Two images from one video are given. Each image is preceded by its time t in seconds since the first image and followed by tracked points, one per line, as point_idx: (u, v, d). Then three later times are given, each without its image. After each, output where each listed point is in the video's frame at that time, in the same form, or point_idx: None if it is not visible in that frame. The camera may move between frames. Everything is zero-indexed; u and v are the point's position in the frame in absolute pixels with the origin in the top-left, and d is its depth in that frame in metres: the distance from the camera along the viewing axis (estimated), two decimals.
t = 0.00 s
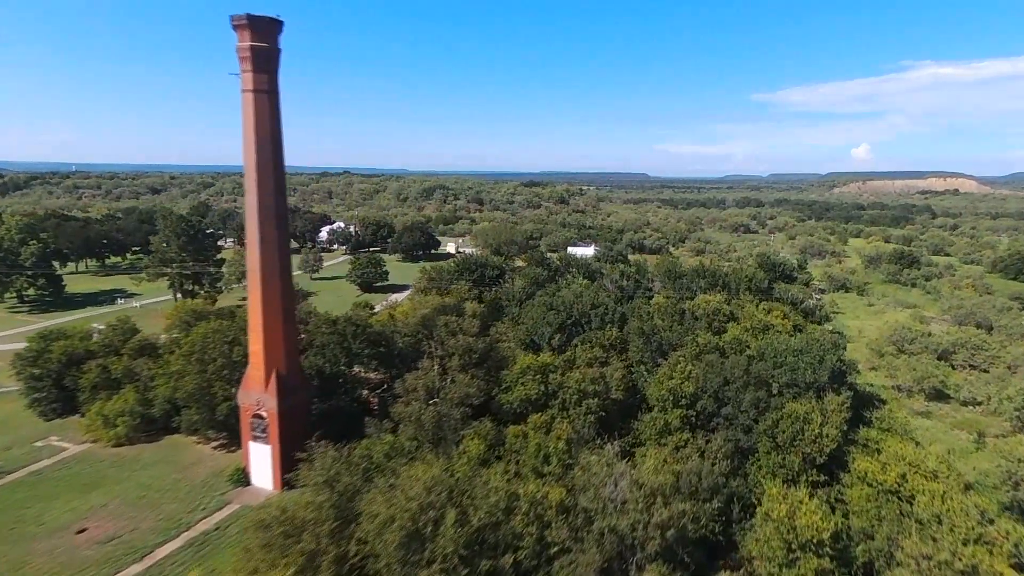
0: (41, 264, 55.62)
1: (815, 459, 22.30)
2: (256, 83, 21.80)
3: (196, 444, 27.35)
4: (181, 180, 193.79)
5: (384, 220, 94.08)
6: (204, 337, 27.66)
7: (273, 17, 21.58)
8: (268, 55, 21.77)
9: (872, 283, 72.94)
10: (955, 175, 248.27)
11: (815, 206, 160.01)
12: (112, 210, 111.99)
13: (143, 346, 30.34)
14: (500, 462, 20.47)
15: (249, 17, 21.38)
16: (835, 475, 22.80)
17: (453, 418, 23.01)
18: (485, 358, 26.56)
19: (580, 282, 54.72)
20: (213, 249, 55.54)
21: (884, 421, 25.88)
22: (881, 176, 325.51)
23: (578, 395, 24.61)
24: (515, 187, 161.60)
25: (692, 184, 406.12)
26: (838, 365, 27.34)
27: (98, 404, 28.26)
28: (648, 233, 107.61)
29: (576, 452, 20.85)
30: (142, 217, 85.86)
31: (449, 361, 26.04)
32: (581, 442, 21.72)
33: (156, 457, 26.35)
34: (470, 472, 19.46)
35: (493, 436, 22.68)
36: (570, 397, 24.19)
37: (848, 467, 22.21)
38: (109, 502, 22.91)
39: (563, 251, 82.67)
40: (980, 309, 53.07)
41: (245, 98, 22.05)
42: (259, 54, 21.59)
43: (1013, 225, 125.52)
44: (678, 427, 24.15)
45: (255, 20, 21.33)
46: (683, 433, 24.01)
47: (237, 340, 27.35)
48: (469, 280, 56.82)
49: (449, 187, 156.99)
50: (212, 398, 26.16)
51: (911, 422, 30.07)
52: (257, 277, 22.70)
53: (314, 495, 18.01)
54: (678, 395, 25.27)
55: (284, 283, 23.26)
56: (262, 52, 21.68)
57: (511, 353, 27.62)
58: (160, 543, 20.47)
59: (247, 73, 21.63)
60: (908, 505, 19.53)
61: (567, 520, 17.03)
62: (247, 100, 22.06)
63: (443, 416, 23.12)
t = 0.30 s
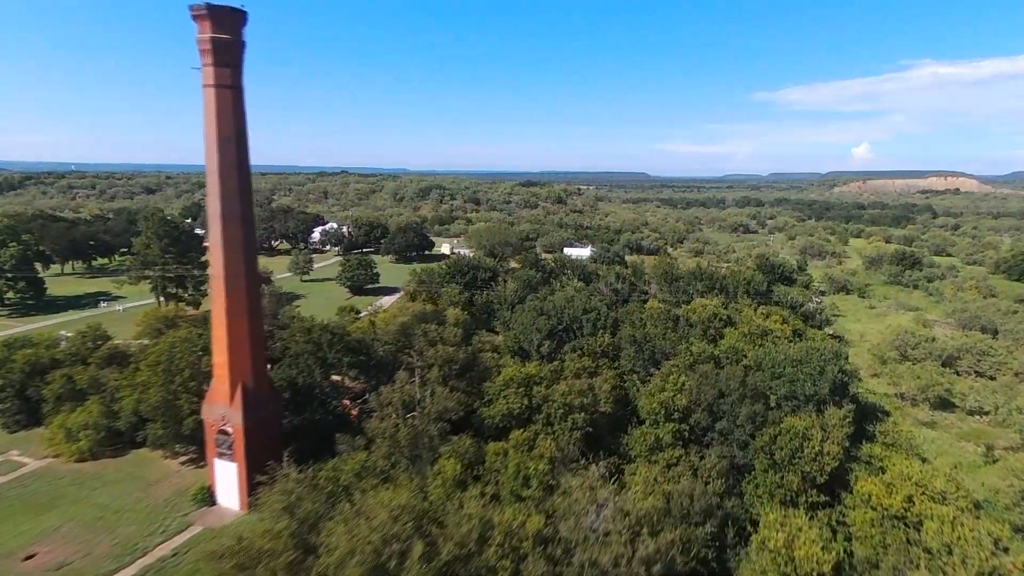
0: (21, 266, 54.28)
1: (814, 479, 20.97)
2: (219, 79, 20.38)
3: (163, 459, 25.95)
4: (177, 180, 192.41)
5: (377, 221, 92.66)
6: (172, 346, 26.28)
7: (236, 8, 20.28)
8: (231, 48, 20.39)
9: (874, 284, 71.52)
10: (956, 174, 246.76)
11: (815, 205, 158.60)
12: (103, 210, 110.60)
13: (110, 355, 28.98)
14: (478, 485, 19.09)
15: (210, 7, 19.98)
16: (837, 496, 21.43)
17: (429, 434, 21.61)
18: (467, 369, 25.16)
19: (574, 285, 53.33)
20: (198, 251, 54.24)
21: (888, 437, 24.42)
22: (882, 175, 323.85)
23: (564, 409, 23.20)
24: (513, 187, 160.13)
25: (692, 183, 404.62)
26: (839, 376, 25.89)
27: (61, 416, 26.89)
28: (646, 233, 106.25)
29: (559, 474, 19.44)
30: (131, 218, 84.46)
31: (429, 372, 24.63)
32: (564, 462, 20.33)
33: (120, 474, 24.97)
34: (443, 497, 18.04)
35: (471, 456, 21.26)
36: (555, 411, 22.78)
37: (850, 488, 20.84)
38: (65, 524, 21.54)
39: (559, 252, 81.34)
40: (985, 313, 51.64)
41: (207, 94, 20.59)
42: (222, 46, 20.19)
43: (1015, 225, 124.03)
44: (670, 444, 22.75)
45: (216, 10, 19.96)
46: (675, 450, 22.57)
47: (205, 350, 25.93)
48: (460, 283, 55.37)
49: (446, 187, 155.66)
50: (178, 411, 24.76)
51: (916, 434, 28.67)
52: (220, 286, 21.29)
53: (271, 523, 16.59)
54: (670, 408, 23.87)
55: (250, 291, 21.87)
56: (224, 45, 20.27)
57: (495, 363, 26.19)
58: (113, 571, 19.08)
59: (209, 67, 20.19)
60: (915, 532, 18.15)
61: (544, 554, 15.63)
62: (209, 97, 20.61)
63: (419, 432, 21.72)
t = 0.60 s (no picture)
0: None
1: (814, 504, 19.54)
2: (173, 73, 18.88)
3: (124, 477, 24.47)
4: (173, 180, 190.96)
5: (370, 222, 91.20)
6: (134, 357, 24.77)
7: None
8: (187, 39, 18.96)
9: (874, 287, 70.10)
10: (956, 174, 245.41)
11: (814, 206, 157.19)
12: (92, 211, 109.11)
13: (73, 366, 27.49)
14: (450, 512, 17.63)
15: None
16: (838, 520, 20.00)
17: (401, 454, 20.12)
18: (446, 382, 23.67)
19: (567, 288, 51.88)
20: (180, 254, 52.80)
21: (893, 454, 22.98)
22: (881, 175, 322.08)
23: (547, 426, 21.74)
24: (510, 187, 158.72)
25: (691, 183, 403.14)
26: (841, 389, 24.42)
27: (17, 431, 25.40)
28: (643, 234, 104.84)
29: (539, 499, 17.98)
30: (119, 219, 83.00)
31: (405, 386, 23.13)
32: (545, 486, 18.88)
33: (77, 493, 23.48)
34: (410, 527, 16.56)
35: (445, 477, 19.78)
36: (537, 428, 21.31)
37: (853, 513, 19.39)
38: (10, 551, 20.06)
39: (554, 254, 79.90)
40: (989, 316, 50.20)
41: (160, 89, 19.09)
42: (177, 37, 18.75)
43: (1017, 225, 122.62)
44: (659, 463, 21.29)
45: None
46: (666, 469, 21.09)
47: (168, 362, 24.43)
48: (449, 285, 53.92)
49: (442, 187, 154.22)
50: (138, 427, 23.27)
51: (920, 449, 27.22)
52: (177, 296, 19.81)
53: (219, 557, 15.13)
54: (661, 424, 22.45)
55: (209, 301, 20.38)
56: (178, 35, 18.83)
57: (476, 376, 24.70)
58: None
59: (162, 60, 18.71)
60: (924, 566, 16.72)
61: None
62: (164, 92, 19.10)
63: (390, 452, 20.23)
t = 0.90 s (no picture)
0: None
1: (812, 530, 18.16)
2: (117, 60, 17.41)
3: (78, 496, 22.93)
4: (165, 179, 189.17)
5: (361, 222, 89.68)
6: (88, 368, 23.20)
7: None
8: (134, 25, 17.57)
9: (873, 290, 68.84)
10: (954, 175, 244.40)
11: (812, 206, 155.90)
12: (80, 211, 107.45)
13: (29, 375, 25.96)
14: (416, 542, 16.12)
15: None
16: (836, 547, 18.62)
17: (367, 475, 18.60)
18: (420, 395, 22.18)
19: (558, 291, 50.48)
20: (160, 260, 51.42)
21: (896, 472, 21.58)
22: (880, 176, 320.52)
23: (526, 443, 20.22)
24: (505, 187, 157.26)
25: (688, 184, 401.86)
26: (841, 403, 23.03)
27: None
28: (639, 235, 103.51)
29: (512, 528, 16.50)
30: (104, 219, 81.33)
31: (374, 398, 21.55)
32: (521, 512, 17.39)
33: (25, 514, 21.91)
34: (370, 558, 15.08)
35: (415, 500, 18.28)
36: (515, 446, 19.84)
37: (853, 539, 18.00)
38: None
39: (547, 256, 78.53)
40: (991, 320, 48.86)
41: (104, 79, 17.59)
42: (122, 23, 17.35)
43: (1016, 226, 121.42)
44: (646, 482, 19.86)
45: None
46: (653, 490, 19.62)
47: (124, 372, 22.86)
48: (437, 288, 52.45)
49: (437, 188, 152.73)
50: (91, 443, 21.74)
51: (923, 465, 25.82)
52: (124, 303, 18.31)
53: None
54: (648, 440, 21.01)
55: (160, 309, 18.93)
56: (124, 20, 17.41)
57: (452, 387, 23.22)
58: None
59: (106, 46, 17.26)
60: None
61: None
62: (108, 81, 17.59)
63: (356, 473, 18.71)
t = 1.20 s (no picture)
0: None
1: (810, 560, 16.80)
2: (54, 50, 15.98)
3: (27, 517, 21.43)
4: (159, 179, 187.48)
5: (353, 223, 88.19)
6: (38, 380, 21.69)
7: None
8: (74, 10, 16.18)
9: (873, 292, 67.47)
10: (953, 175, 243.26)
11: (812, 207, 154.60)
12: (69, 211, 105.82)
13: None
14: None
15: None
16: None
17: (329, 500, 17.15)
18: (391, 410, 20.68)
19: (550, 294, 49.07)
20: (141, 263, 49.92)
21: (901, 494, 20.17)
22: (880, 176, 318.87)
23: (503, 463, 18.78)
24: (502, 188, 155.84)
25: (687, 184, 400.38)
26: (842, 418, 21.63)
27: None
28: (636, 235, 102.14)
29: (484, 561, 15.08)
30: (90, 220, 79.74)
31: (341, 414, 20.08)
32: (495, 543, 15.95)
33: None
34: None
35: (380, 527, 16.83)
36: (491, 466, 18.39)
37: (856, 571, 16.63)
38: None
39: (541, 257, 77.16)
40: (996, 324, 47.43)
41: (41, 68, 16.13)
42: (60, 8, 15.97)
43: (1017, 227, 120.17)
44: (634, 506, 18.42)
45: None
46: (640, 512, 18.13)
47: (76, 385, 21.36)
48: (426, 291, 50.97)
49: (433, 188, 151.29)
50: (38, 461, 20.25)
51: (928, 481, 24.41)
52: (65, 312, 16.83)
53: None
54: (635, 458, 19.57)
55: (106, 318, 17.46)
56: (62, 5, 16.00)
57: (426, 401, 21.74)
58: None
59: (41, 33, 15.82)
60: None
61: None
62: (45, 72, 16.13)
63: (317, 496, 17.25)
